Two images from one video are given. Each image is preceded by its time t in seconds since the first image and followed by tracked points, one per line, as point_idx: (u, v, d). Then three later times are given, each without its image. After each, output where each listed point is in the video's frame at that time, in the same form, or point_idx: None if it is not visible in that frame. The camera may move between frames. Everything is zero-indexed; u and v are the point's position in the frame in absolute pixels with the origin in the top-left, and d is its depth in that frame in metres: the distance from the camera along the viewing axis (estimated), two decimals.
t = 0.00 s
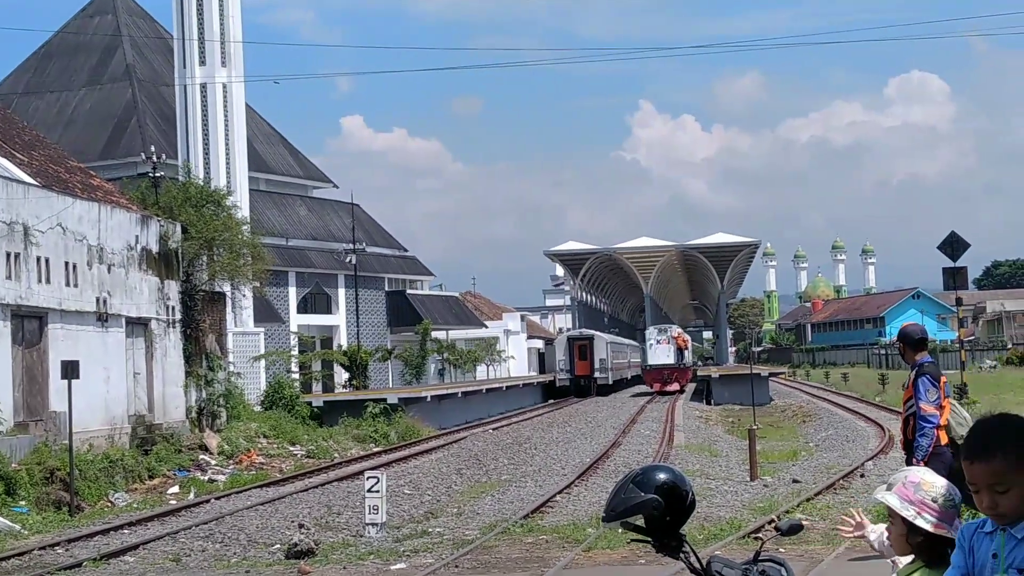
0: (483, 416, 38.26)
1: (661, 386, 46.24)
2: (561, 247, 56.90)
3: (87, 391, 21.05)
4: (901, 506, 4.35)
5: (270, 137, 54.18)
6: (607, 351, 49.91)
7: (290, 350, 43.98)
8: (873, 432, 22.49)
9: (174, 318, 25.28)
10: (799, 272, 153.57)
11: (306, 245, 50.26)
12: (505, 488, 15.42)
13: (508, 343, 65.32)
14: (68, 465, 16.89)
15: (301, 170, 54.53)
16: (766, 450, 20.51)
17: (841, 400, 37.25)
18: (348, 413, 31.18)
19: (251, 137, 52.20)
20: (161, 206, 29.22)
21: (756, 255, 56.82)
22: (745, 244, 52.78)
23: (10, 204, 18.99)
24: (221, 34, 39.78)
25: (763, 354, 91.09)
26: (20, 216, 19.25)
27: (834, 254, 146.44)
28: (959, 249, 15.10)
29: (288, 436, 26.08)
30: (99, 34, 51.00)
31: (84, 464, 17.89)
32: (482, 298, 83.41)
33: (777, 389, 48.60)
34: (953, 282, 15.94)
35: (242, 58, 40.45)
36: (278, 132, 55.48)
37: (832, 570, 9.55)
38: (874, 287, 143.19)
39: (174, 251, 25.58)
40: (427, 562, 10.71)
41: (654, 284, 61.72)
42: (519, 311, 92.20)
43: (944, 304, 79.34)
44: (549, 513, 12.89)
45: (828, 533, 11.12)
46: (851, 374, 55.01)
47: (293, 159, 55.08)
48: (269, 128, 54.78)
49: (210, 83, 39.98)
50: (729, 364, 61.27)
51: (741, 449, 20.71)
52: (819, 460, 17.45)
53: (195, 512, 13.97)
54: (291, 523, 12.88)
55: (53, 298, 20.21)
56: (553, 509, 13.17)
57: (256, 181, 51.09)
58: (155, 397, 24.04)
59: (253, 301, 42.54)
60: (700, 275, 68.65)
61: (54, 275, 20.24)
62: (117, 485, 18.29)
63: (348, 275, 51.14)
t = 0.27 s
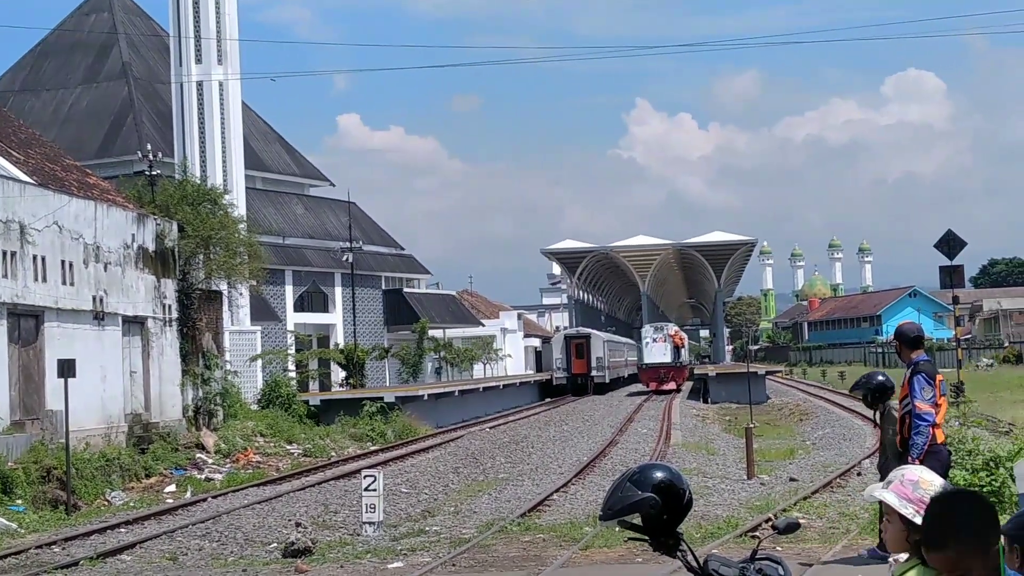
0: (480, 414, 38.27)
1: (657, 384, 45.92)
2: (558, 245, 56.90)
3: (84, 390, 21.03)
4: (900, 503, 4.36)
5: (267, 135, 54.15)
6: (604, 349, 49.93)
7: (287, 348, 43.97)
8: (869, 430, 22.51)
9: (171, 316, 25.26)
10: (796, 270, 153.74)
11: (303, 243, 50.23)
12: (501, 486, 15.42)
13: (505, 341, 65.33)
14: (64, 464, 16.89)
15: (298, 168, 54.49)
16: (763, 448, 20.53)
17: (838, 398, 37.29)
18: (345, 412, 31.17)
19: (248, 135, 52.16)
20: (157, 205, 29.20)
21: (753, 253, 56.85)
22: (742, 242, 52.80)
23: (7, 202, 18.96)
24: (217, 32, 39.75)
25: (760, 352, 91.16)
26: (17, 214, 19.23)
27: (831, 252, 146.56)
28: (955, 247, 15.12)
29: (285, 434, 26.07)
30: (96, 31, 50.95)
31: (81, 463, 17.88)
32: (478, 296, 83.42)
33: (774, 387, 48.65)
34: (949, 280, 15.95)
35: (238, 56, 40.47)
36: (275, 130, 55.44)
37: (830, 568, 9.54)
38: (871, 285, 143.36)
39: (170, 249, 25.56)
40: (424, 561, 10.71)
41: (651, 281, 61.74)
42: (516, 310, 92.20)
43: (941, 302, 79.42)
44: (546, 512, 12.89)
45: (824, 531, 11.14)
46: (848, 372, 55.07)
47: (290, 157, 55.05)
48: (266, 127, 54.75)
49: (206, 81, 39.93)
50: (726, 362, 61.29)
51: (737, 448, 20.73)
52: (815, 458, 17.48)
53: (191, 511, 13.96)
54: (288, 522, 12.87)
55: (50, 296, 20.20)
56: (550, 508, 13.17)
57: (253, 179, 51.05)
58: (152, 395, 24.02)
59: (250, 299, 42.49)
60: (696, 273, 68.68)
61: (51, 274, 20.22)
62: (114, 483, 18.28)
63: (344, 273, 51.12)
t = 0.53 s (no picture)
0: (484, 414, 38.27)
1: (661, 385, 45.62)
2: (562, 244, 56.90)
3: (89, 390, 21.06)
4: (902, 503, 4.34)
5: (272, 135, 54.19)
6: (608, 349, 49.92)
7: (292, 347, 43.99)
8: (874, 430, 22.50)
9: (176, 316, 25.28)
10: (800, 269, 153.62)
11: (307, 243, 50.23)
12: (506, 486, 15.43)
13: (510, 340, 65.32)
14: (70, 463, 16.92)
15: (302, 168, 54.52)
16: (768, 448, 20.52)
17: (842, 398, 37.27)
18: (350, 412, 31.18)
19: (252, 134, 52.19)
20: (163, 205, 29.23)
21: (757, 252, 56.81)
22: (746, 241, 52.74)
23: (12, 202, 18.99)
24: (222, 32, 39.79)
25: (764, 351, 91.11)
26: (22, 214, 19.26)
27: (835, 251, 146.47)
28: (960, 247, 15.10)
29: (290, 434, 26.08)
30: (101, 31, 51.01)
31: (86, 462, 17.91)
32: (482, 296, 83.41)
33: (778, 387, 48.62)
34: (954, 280, 15.93)
35: (243, 56, 40.56)
36: (279, 129, 55.48)
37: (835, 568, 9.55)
38: (875, 284, 143.25)
39: (175, 249, 25.58)
40: (429, 561, 10.71)
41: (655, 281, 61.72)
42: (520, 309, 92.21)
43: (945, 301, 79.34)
44: (551, 511, 12.90)
45: (829, 531, 11.13)
46: (853, 372, 55.03)
47: (294, 157, 55.07)
48: (270, 126, 54.79)
49: (211, 81, 39.97)
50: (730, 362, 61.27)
51: (742, 448, 20.72)
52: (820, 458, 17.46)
53: (196, 510, 13.97)
54: (293, 522, 12.88)
55: (55, 296, 20.22)
56: (555, 507, 13.17)
57: (257, 178, 51.09)
58: (156, 395, 24.05)
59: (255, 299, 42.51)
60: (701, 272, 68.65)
61: (56, 273, 20.24)
62: (119, 483, 18.31)
63: (349, 273, 51.13)
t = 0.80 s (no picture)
0: (486, 414, 38.26)
1: (662, 385, 45.51)
2: (563, 244, 56.89)
3: (90, 389, 21.06)
4: (909, 505, 4.33)
5: (274, 135, 54.19)
6: (610, 349, 49.91)
7: (293, 347, 43.99)
8: (877, 430, 22.45)
9: (178, 316, 25.28)
10: (802, 270, 153.67)
11: (309, 243, 50.22)
12: (507, 486, 15.41)
13: (511, 340, 65.30)
14: (71, 463, 16.94)
15: (304, 168, 54.52)
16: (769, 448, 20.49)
17: (844, 397, 37.25)
18: (351, 411, 31.18)
19: (253, 134, 52.19)
20: (165, 205, 29.24)
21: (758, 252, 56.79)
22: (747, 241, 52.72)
23: (14, 202, 19.00)
24: (224, 32, 39.80)
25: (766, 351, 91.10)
26: (24, 214, 19.27)
27: (837, 251, 146.44)
28: (963, 247, 15.08)
29: (291, 434, 26.07)
30: (103, 31, 51.01)
31: (88, 462, 17.91)
32: (484, 295, 83.40)
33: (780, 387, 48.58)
34: (956, 279, 15.90)
35: (245, 56, 40.52)
36: (280, 129, 55.49)
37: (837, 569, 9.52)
38: (877, 284, 143.23)
39: (177, 249, 25.59)
40: (430, 560, 10.71)
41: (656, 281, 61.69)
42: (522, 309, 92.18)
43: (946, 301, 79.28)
44: (552, 511, 12.89)
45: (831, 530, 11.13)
46: (854, 372, 55.02)
47: (296, 157, 55.07)
48: (272, 126, 54.78)
49: (213, 81, 39.99)
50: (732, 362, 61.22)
51: (744, 448, 20.69)
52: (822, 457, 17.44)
53: (197, 510, 13.96)
54: (294, 521, 12.87)
55: (57, 296, 20.22)
56: (556, 507, 13.16)
57: (259, 178, 51.09)
58: (158, 394, 24.06)
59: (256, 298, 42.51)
60: (702, 272, 68.63)
61: (58, 273, 20.25)
62: (121, 483, 18.31)
63: (351, 272, 51.13)
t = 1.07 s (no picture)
0: (487, 413, 38.26)
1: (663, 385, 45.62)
2: (564, 244, 56.89)
3: (91, 389, 21.06)
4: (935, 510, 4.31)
5: (275, 135, 54.19)
6: (611, 348, 49.93)
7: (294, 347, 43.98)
8: (879, 430, 22.45)
9: (179, 315, 25.28)
10: (803, 269, 153.64)
11: (310, 242, 50.21)
12: (509, 486, 15.41)
13: (512, 339, 65.29)
14: (73, 463, 16.95)
15: (305, 167, 54.52)
16: (772, 448, 20.48)
17: (846, 397, 37.25)
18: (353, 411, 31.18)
19: (254, 134, 52.19)
20: (167, 206, 29.23)
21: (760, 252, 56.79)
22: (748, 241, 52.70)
23: (15, 202, 18.99)
24: (225, 31, 39.76)
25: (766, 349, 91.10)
26: (25, 214, 19.26)
27: (838, 250, 146.38)
28: (964, 247, 15.08)
29: (293, 434, 26.06)
30: (104, 30, 51.00)
31: (90, 462, 17.93)
32: (485, 295, 83.40)
33: (781, 386, 48.60)
34: (958, 280, 15.89)
35: (246, 56, 40.49)
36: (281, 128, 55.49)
37: (839, 570, 9.52)
38: (878, 284, 143.21)
39: (178, 249, 25.59)
40: (432, 560, 10.71)
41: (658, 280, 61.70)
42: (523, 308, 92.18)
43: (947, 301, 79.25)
44: (554, 511, 12.89)
45: (833, 530, 11.13)
46: (856, 371, 55.02)
47: (297, 156, 55.07)
48: (273, 125, 54.77)
49: (214, 81, 39.96)
50: (733, 361, 61.22)
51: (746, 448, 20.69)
52: (824, 458, 17.45)
53: (199, 509, 13.97)
54: (296, 521, 12.87)
55: (58, 295, 20.22)
56: (558, 507, 13.16)
57: (260, 177, 51.08)
58: (159, 394, 24.06)
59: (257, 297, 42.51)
60: (704, 272, 68.61)
61: (59, 273, 20.25)
62: (122, 482, 18.31)
63: (352, 272, 51.14)
